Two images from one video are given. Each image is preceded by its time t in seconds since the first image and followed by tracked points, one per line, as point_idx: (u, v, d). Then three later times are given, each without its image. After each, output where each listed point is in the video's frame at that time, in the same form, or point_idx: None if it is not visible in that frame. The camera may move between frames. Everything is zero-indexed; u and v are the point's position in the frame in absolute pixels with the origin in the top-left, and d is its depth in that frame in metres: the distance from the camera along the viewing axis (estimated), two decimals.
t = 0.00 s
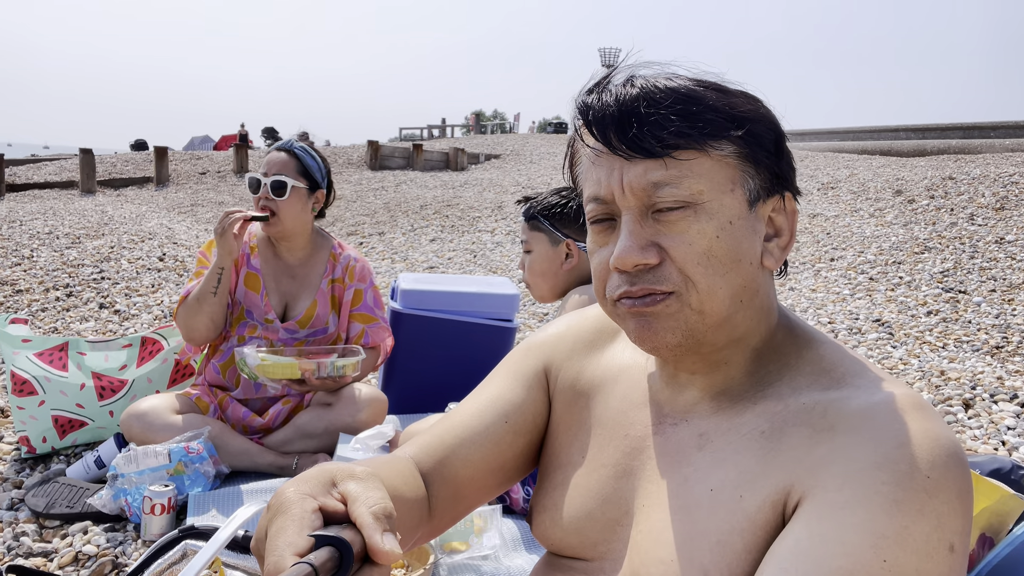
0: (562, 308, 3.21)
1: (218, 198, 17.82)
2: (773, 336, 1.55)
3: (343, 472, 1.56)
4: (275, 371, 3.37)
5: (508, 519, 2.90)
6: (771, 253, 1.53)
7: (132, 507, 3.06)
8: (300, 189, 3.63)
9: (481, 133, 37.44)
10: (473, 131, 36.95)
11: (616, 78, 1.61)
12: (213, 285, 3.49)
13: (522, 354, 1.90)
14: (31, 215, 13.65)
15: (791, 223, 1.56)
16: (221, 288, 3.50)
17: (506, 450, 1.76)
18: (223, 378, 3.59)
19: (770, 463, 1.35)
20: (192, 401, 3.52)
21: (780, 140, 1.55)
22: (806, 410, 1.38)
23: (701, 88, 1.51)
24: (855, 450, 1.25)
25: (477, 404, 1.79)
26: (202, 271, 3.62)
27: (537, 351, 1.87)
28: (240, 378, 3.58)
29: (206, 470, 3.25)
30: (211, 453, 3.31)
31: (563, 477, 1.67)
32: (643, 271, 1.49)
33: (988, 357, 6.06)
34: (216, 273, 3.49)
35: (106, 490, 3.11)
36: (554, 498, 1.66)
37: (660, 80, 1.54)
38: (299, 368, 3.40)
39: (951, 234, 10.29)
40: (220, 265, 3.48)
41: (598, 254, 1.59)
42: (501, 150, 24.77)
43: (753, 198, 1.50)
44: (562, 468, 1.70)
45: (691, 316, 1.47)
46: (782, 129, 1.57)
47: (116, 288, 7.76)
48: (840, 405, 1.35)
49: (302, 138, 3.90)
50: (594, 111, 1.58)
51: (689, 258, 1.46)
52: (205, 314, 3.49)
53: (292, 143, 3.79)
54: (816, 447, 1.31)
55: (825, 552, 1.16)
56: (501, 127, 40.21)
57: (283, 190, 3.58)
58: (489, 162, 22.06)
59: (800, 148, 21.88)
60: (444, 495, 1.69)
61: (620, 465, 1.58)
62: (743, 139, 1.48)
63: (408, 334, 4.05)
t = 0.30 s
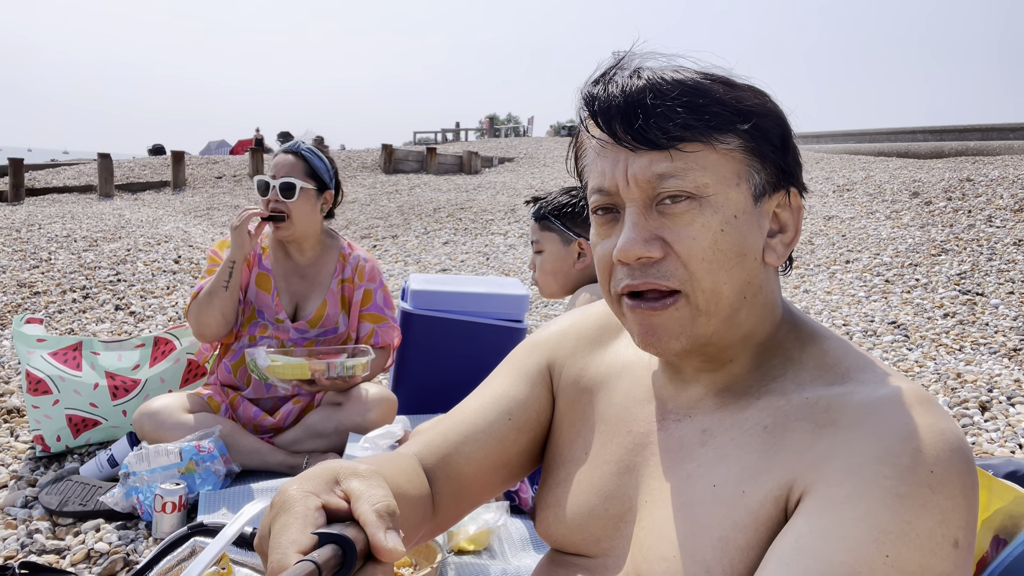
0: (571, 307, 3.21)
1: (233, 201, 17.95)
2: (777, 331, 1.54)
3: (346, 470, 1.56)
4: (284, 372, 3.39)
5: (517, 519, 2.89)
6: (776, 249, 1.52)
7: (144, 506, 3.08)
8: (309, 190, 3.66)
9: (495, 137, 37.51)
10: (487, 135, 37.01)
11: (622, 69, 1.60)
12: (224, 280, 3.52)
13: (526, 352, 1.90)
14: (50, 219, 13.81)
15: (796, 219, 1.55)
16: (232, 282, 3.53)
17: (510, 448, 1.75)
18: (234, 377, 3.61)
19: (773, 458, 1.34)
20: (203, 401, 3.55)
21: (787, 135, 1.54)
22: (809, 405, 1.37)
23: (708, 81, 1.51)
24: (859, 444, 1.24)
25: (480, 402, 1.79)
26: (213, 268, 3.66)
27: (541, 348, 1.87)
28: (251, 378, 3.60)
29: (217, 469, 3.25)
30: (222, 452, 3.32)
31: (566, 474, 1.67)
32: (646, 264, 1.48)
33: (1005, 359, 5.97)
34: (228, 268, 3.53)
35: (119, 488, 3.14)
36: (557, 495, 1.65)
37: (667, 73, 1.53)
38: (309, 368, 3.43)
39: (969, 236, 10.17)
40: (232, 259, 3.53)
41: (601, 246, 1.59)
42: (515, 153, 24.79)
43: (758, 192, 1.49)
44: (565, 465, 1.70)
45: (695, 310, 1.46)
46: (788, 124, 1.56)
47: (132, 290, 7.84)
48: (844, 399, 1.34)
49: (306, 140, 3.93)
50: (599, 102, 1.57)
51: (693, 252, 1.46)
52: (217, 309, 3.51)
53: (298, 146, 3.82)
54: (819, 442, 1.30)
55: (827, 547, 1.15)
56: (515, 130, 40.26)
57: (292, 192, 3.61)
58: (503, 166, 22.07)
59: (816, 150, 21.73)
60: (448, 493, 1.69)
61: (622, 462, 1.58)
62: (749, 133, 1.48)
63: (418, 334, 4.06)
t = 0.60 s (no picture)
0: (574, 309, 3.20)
1: (247, 205, 18.07)
2: (772, 332, 1.53)
3: (341, 472, 1.56)
4: (290, 372, 3.40)
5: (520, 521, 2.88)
6: (771, 249, 1.51)
7: (150, 505, 3.10)
8: (317, 194, 3.67)
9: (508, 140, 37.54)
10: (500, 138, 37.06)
11: (618, 66, 1.59)
12: (230, 279, 3.53)
13: (522, 352, 1.89)
14: (66, 222, 13.95)
15: (792, 220, 1.53)
16: (237, 281, 3.54)
17: (506, 449, 1.75)
18: (241, 378, 3.62)
19: (766, 460, 1.33)
20: (210, 401, 3.56)
21: (783, 134, 1.52)
22: (803, 406, 1.36)
23: (703, 79, 1.50)
24: (852, 446, 1.23)
25: (476, 403, 1.78)
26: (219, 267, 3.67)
27: (538, 349, 1.87)
28: (258, 379, 3.62)
29: (222, 469, 3.28)
30: (227, 452, 3.34)
31: (561, 475, 1.66)
32: (637, 264, 1.48)
33: (1020, 364, 5.89)
34: (234, 266, 3.55)
35: (126, 487, 3.17)
36: (553, 496, 1.64)
37: (662, 71, 1.52)
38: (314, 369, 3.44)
39: (984, 239, 10.06)
40: (238, 257, 3.55)
41: (594, 245, 1.58)
42: (528, 157, 24.80)
43: (753, 192, 1.47)
44: (561, 466, 1.69)
45: (686, 310, 1.46)
46: (786, 123, 1.54)
47: (145, 291, 7.90)
48: (838, 401, 1.32)
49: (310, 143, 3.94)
50: (593, 100, 1.56)
51: (685, 252, 1.45)
52: (222, 308, 3.53)
53: (304, 150, 3.83)
54: (812, 443, 1.29)
55: (818, 549, 1.14)
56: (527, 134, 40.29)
57: (300, 195, 3.62)
58: (515, 169, 22.08)
59: (831, 153, 21.58)
60: (444, 494, 1.68)
61: (617, 463, 1.57)
62: (744, 132, 1.46)
63: (424, 336, 4.07)
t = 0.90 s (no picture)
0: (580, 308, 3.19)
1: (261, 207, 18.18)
2: (768, 327, 1.53)
3: (337, 467, 1.56)
4: (296, 369, 3.42)
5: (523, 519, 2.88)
6: (767, 244, 1.50)
7: (156, 501, 3.12)
8: (325, 193, 3.69)
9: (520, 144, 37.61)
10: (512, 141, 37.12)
11: (619, 56, 1.59)
12: (237, 279, 3.56)
13: (519, 347, 1.90)
14: (82, 224, 14.10)
15: (790, 217, 1.52)
16: (245, 282, 3.57)
17: (502, 444, 1.75)
18: (247, 376, 3.64)
19: (760, 454, 1.33)
20: (217, 399, 3.58)
21: (783, 129, 1.52)
22: (798, 401, 1.35)
23: (703, 72, 1.49)
24: (846, 440, 1.22)
25: (472, 397, 1.79)
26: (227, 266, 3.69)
27: (534, 344, 1.87)
28: (265, 377, 3.64)
29: (228, 466, 3.29)
30: (233, 449, 3.36)
31: (557, 469, 1.66)
32: (629, 256, 1.47)
33: None
34: (241, 267, 3.57)
35: (133, 483, 3.19)
36: (548, 491, 1.64)
37: (662, 62, 1.52)
38: (320, 367, 3.45)
39: (999, 242, 9.96)
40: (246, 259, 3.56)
41: (588, 236, 1.58)
42: (540, 160, 24.80)
43: (750, 187, 1.47)
44: (557, 460, 1.69)
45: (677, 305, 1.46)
46: (785, 118, 1.54)
47: (158, 292, 7.97)
48: (833, 395, 1.32)
49: (318, 143, 3.96)
50: (592, 90, 1.56)
51: (678, 245, 1.44)
52: (230, 308, 3.56)
53: (312, 149, 3.85)
54: (806, 437, 1.29)
55: (810, 542, 1.13)
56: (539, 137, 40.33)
57: (307, 194, 3.64)
58: (527, 172, 22.10)
59: (845, 157, 21.45)
60: (439, 489, 1.69)
61: (612, 457, 1.56)
62: (742, 126, 1.46)
63: (431, 335, 4.08)
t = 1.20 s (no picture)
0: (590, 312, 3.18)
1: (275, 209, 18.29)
2: (775, 329, 1.52)
3: (344, 473, 1.56)
4: (306, 370, 3.43)
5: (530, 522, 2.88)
6: (778, 248, 1.49)
7: (166, 502, 3.14)
8: (334, 196, 3.70)
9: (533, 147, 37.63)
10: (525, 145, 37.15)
11: (630, 58, 1.58)
12: (252, 286, 3.58)
13: (524, 350, 1.90)
14: (99, 226, 14.25)
15: (800, 219, 1.52)
16: (260, 289, 3.59)
17: (507, 447, 1.75)
18: (258, 378, 3.66)
19: (765, 456, 1.32)
20: (228, 400, 3.60)
21: (796, 133, 1.51)
22: (804, 402, 1.34)
23: (718, 75, 1.49)
24: (853, 441, 1.21)
25: (478, 401, 1.79)
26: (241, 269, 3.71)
27: (539, 347, 1.87)
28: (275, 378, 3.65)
29: (238, 466, 3.31)
30: (243, 450, 3.38)
31: (562, 471, 1.66)
32: (643, 260, 1.46)
33: None
34: (257, 275, 3.59)
35: (143, 484, 3.22)
36: (553, 492, 1.64)
37: (675, 64, 1.52)
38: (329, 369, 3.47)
39: (1017, 246, 9.85)
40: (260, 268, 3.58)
41: (599, 238, 1.57)
42: (553, 163, 24.80)
43: (763, 191, 1.46)
44: (562, 462, 1.68)
45: (689, 308, 1.45)
46: (798, 122, 1.54)
47: (172, 293, 8.03)
48: (840, 397, 1.31)
49: (329, 146, 3.98)
50: (605, 92, 1.55)
51: (692, 248, 1.44)
52: (245, 314, 3.58)
53: (323, 152, 3.87)
54: (813, 438, 1.28)
55: (816, 545, 1.12)
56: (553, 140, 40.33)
57: (316, 198, 3.66)
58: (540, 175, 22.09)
59: (862, 159, 21.26)
60: (446, 493, 1.69)
61: (617, 458, 1.56)
62: (757, 130, 1.46)
63: (440, 337, 4.09)
